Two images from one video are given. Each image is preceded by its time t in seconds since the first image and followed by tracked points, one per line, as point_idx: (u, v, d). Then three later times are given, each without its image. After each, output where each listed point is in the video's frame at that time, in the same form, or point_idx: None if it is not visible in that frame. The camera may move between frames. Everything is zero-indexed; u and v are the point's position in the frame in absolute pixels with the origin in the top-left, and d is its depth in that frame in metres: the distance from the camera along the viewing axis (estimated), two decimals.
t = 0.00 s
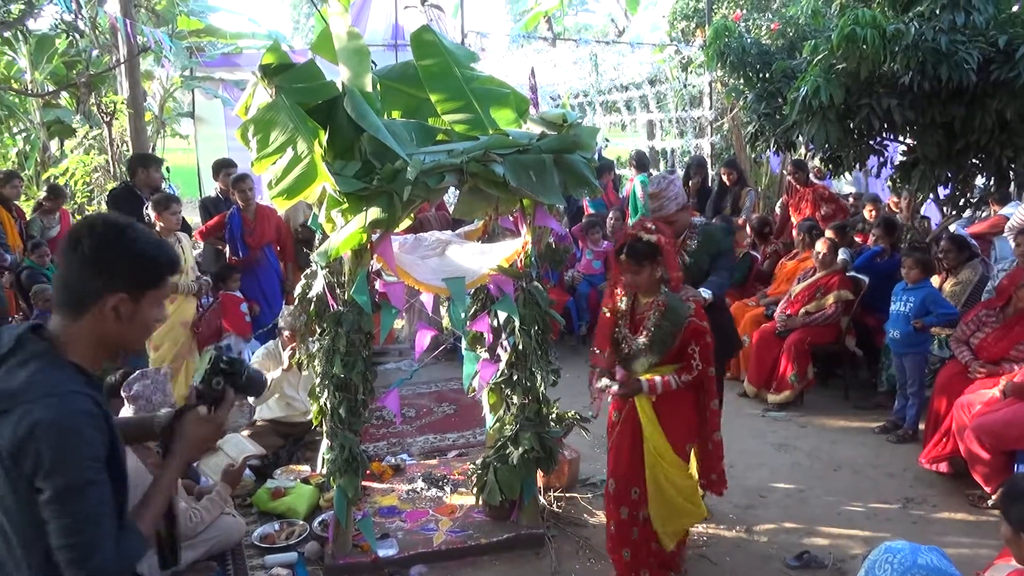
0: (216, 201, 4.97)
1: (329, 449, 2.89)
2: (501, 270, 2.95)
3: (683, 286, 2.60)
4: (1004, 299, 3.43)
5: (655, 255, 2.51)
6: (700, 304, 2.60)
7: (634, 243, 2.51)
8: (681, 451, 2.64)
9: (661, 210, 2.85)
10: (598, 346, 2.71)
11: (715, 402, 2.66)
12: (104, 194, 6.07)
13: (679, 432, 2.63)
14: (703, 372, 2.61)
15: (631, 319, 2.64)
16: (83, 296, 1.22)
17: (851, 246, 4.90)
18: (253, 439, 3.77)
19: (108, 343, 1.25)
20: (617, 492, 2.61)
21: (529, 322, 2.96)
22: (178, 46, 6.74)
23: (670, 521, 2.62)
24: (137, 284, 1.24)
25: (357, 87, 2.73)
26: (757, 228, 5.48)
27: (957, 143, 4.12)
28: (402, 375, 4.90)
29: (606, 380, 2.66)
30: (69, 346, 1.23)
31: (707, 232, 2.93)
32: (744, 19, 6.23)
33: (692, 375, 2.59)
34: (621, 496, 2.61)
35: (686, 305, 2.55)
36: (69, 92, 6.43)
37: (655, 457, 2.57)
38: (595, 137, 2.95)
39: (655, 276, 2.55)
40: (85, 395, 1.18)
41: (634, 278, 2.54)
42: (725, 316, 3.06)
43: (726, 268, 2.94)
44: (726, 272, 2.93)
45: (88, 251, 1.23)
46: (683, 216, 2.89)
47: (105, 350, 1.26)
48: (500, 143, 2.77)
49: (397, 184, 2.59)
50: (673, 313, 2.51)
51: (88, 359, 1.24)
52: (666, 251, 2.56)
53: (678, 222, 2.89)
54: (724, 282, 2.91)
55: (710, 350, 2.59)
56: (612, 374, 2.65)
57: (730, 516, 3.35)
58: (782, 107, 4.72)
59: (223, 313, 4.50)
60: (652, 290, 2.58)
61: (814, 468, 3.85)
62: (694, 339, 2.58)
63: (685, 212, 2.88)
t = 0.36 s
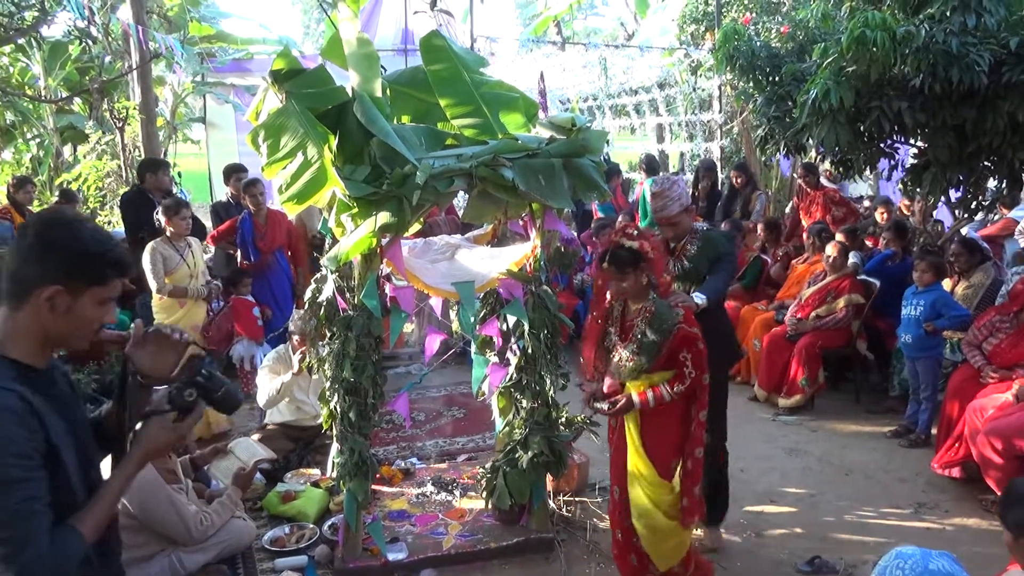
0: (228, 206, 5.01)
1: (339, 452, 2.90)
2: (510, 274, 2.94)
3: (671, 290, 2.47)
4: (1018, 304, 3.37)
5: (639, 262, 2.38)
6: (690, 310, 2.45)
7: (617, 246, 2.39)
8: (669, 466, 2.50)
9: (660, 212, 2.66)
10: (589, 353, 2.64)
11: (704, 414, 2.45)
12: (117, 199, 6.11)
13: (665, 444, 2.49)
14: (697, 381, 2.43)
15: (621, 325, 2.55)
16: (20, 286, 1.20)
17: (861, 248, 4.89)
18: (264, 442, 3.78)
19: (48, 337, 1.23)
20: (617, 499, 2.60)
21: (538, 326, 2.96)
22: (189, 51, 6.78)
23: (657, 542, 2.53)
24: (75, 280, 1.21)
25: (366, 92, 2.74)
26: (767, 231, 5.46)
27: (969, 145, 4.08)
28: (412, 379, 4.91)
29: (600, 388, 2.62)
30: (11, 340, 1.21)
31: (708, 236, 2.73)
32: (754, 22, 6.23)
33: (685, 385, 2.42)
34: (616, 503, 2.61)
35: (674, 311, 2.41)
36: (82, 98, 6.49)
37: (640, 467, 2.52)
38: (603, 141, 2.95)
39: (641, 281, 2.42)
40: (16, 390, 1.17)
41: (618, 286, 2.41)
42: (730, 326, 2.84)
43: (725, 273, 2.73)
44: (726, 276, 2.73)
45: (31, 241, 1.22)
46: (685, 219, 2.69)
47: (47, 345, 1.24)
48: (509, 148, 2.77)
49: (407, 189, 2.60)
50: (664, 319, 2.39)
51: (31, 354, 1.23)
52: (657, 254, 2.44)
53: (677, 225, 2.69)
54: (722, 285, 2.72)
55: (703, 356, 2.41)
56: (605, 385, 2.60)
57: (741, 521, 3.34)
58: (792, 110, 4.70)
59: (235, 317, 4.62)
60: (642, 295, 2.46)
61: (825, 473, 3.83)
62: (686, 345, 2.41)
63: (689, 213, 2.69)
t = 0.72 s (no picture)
0: (236, 212, 5.02)
1: (347, 458, 2.90)
2: (517, 278, 2.95)
3: (656, 303, 2.39)
4: None
5: (619, 275, 2.33)
6: (676, 323, 2.37)
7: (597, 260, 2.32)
8: (657, 482, 2.46)
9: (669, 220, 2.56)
10: (575, 366, 2.62)
11: (694, 429, 2.41)
12: (126, 207, 6.12)
13: (653, 459, 2.44)
14: (686, 395, 2.39)
15: (606, 339, 2.49)
16: None
17: (870, 251, 4.86)
18: (272, 448, 3.78)
19: None
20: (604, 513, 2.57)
21: (545, 331, 2.97)
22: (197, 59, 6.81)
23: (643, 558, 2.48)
24: (12, 304, 1.26)
25: (372, 97, 2.76)
26: (776, 233, 5.43)
27: (977, 146, 4.06)
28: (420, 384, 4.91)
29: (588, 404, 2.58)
30: None
31: (722, 248, 2.60)
32: (760, 25, 6.22)
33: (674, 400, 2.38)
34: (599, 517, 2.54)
35: (659, 325, 2.33)
36: (90, 106, 6.52)
37: (628, 480, 2.46)
38: (609, 145, 2.94)
39: (620, 296, 2.35)
40: None
41: (600, 299, 2.36)
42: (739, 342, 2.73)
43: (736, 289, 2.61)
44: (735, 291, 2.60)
45: None
46: (700, 228, 2.58)
47: None
48: (515, 153, 2.77)
49: (413, 195, 2.59)
50: (647, 334, 2.30)
51: None
52: (635, 267, 2.36)
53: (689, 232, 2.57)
54: (728, 300, 2.59)
55: (690, 371, 2.37)
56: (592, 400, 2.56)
57: (751, 526, 3.32)
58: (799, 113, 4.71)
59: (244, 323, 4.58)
60: (625, 308, 2.38)
61: (835, 477, 3.81)
62: (672, 360, 2.37)
63: (704, 221, 2.57)
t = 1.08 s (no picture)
0: (241, 217, 5.03)
1: (353, 462, 2.91)
2: (522, 282, 2.98)
3: (637, 314, 2.34)
4: None
5: (599, 282, 2.30)
6: (656, 337, 2.28)
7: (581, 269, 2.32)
8: (639, 496, 2.37)
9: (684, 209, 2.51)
10: (559, 374, 2.55)
11: (674, 451, 2.33)
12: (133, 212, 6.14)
13: (633, 476, 2.36)
14: (660, 413, 2.29)
15: (589, 346, 2.41)
16: None
17: (877, 252, 4.86)
18: (278, 452, 3.78)
19: None
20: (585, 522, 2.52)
21: (551, 334, 2.96)
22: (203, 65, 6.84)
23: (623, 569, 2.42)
24: None
25: (377, 102, 2.77)
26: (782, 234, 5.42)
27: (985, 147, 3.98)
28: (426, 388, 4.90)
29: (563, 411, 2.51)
30: None
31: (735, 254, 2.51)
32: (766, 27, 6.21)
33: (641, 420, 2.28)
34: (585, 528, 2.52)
35: (636, 336, 2.26)
36: (96, 112, 6.54)
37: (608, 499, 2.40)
38: (614, 148, 2.93)
39: (604, 302, 2.33)
40: None
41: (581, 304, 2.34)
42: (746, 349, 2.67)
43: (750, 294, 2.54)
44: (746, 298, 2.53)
45: None
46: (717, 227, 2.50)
47: None
48: (519, 156, 2.77)
49: (418, 198, 2.61)
50: (620, 344, 2.24)
51: None
52: (622, 275, 2.35)
53: (701, 228, 2.50)
54: (730, 313, 2.53)
55: (662, 389, 2.27)
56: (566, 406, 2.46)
57: (760, 528, 3.31)
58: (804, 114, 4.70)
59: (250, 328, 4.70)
60: (608, 316, 2.34)
61: (843, 479, 3.79)
62: (645, 377, 2.27)
63: (720, 220, 2.49)
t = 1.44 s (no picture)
0: (239, 220, 5.03)
1: (352, 465, 2.92)
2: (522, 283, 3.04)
3: (605, 322, 2.38)
4: None
5: (563, 291, 2.35)
6: (622, 345, 2.34)
7: (547, 275, 2.39)
8: (613, 506, 2.41)
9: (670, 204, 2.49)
10: (534, 387, 2.56)
11: (642, 464, 2.37)
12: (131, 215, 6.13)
13: (606, 485, 2.40)
14: (630, 422, 2.35)
15: (558, 356, 2.44)
16: None
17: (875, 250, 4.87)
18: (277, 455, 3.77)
19: None
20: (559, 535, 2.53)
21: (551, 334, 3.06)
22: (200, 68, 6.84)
23: None
24: None
25: (374, 103, 2.75)
26: (781, 233, 5.41)
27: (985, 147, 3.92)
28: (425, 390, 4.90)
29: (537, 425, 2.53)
30: None
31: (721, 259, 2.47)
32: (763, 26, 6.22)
33: (612, 430, 2.33)
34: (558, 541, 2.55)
35: (602, 344, 2.33)
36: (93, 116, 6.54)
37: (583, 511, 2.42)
38: (612, 148, 2.94)
39: (569, 310, 2.38)
40: None
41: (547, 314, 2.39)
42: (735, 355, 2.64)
43: (736, 300, 2.49)
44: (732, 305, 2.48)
45: None
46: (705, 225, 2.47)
47: None
48: (517, 157, 2.77)
49: (416, 200, 2.60)
50: (587, 351, 2.31)
51: None
52: (588, 283, 2.40)
53: (687, 227, 2.47)
54: (708, 322, 2.47)
55: (633, 397, 2.34)
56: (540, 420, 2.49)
57: (759, 528, 3.31)
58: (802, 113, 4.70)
59: (250, 330, 4.64)
60: (575, 325, 2.40)
61: (842, 478, 3.79)
62: (614, 386, 2.33)
63: (707, 220, 2.46)
